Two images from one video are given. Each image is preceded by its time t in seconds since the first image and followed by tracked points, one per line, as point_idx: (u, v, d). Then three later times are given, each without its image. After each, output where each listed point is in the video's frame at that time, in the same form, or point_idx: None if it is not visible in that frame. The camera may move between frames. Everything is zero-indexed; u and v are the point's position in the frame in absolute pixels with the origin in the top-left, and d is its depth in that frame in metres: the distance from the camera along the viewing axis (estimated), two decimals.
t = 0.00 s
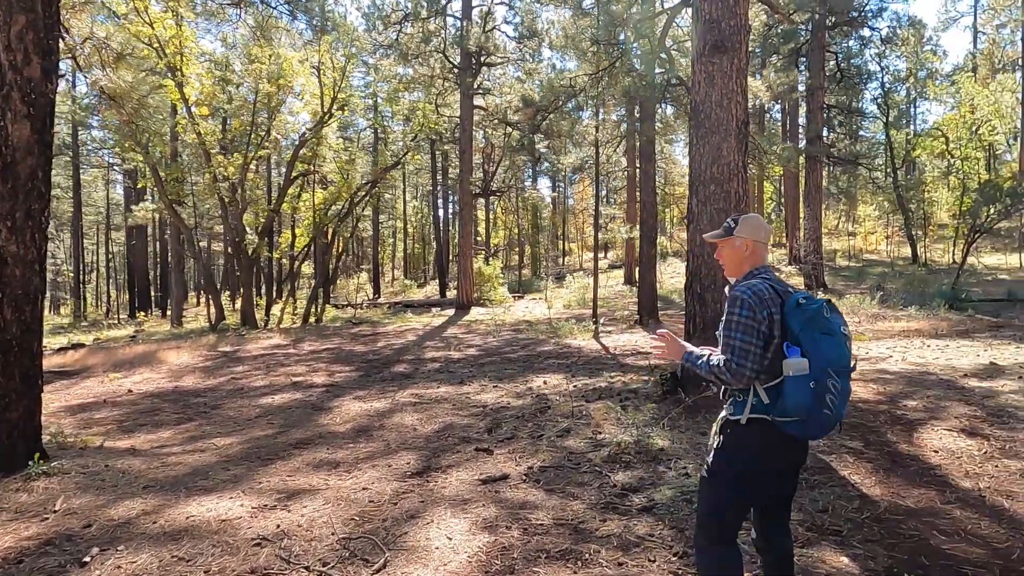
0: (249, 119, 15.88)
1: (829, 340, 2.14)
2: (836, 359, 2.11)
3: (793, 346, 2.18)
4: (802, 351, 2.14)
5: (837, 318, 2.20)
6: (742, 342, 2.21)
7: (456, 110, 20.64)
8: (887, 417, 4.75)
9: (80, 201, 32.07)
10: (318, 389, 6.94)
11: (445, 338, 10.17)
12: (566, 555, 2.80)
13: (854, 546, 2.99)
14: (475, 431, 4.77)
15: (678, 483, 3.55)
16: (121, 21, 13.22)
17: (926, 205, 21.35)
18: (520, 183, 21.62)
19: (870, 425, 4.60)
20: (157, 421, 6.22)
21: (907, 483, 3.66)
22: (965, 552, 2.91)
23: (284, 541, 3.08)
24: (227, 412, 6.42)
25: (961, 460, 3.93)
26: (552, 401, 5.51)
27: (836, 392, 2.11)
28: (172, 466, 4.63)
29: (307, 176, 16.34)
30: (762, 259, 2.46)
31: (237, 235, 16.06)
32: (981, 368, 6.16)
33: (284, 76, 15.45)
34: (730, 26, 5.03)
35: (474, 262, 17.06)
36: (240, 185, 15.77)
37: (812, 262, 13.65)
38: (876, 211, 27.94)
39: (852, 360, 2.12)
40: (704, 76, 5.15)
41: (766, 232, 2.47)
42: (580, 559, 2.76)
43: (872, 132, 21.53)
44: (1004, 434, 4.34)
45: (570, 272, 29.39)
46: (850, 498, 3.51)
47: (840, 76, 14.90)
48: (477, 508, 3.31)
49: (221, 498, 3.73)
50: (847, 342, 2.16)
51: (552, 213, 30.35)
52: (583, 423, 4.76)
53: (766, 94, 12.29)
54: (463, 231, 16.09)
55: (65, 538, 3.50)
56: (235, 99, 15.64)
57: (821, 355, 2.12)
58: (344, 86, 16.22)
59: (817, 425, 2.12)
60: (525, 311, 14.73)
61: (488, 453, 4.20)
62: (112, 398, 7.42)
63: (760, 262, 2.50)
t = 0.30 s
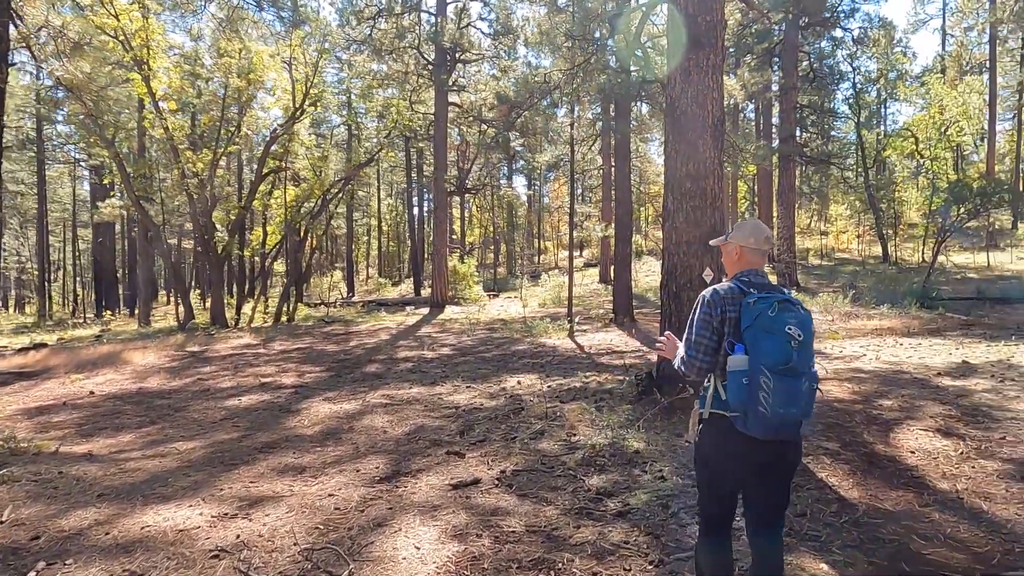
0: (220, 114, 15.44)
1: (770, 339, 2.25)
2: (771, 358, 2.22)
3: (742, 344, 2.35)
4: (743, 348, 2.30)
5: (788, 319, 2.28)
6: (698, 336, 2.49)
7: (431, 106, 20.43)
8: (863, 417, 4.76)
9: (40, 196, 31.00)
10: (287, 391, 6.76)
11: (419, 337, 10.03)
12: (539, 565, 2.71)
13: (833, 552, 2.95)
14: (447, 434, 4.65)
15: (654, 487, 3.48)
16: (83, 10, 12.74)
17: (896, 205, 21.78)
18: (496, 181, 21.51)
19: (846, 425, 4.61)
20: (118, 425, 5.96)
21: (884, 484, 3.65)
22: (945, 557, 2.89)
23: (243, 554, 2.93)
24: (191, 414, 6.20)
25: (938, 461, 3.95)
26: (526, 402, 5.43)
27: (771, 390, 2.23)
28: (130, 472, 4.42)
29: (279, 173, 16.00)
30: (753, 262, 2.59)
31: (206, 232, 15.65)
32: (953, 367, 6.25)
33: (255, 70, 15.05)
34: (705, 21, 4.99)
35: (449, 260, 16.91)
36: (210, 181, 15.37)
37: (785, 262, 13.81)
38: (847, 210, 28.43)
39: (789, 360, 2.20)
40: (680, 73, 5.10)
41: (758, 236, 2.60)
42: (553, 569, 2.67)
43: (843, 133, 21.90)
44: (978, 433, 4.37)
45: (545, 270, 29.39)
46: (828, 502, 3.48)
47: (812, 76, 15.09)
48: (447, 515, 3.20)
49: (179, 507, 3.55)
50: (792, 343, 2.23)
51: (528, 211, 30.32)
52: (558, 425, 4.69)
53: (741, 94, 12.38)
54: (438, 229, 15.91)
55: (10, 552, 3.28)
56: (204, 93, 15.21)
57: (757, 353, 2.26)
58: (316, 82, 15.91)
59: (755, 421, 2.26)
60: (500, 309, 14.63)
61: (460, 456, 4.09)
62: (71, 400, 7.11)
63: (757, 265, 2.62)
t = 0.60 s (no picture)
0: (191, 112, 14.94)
1: (718, 353, 2.38)
2: (717, 371, 2.36)
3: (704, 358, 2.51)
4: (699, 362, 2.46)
5: (737, 333, 2.35)
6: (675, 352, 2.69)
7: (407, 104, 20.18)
8: (843, 420, 4.75)
9: (1, 192, 29.95)
10: (255, 395, 6.54)
11: (394, 339, 9.85)
12: None
13: (818, 566, 2.90)
14: (420, 440, 4.52)
15: (632, 496, 3.40)
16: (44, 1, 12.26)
17: (868, 206, 22.17)
18: (473, 181, 21.36)
19: (826, 429, 4.59)
20: (77, 432, 5.69)
21: (866, 492, 3.62)
22: (931, 568, 2.85)
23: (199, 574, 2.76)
24: (155, 421, 5.95)
25: (920, 466, 3.94)
26: (501, 406, 5.31)
27: (719, 401, 2.38)
28: (86, 484, 4.19)
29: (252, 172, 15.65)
30: (730, 276, 2.66)
31: (175, 231, 15.21)
32: (931, 368, 6.31)
33: (227, 67, 14.62)
34: (683, 18, 4.96)
35: (426, 260, 16.71)
36: (180, 180, 14.94)
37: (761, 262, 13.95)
38: (820, 210, 28.88)
39: (731, 374, 2.32)
40: (657, 69, 5.04)
41: (735, 250, 2.66)
42: None
43: (817, 134, 22.23)
44: (958, 437, 4.38)
45: (522, 270, 29.31)
46: (811, 511, 3.44)
47: (788, 77, 15.25)
48: (417, 528, 3.07)
49: (132, 523, 3.35)
50: (738, 356, 2.33)
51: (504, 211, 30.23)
52: (533, 430, 4.59)
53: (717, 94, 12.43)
54: (414, 229, 15.71)
55: None
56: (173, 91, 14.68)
57: (707, 366, 2.41)
58: (289, 80, 15.58)
59: (711, 430, 2.44)
60: (476, 310, 14.51)
61: (431, 464, 3.96)
62: (28, 406, 6.79)
63: (739, 277, 2.67)
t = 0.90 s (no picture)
0: (156, 108, 14.50)
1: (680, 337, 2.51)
2: (676, 352, 2.51)
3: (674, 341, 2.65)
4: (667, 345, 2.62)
5: (697, 318, 2.48)
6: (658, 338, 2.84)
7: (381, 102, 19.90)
8: (820, 422, 4.70)
9: None
10: (216, 398, 6.27)
11: (365, 340, 9.62)
12: None
13: None
14: (383, 445, 4.34)
15: (603, 503, 3.27)
16: None
17: (841, 207, 22.48)
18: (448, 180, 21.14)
19: (803, 432, 4.53)
20: (23, 438, 5.37)
21: (846, 497, 3.55)
22: None
23: None
24: (107, 426, 5.65)
25: (899, 469, 3.89)
26: (470, 409, 5.15)
27: (679, 382, 2.52)
28: (25, 494, 3.92)
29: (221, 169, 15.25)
30: (712, 265, 2.74)
31: (140, 230, 14.71)
32: (905, 368, 6.33)
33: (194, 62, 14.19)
34: (657, 9, 4.89)
35: (400, 260, 16.46)
36: (145, 177, 14.46)
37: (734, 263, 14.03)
38: (793, 213, 29.29)
39: (684, 354, 2.46)
40: (630, 61, 4.94)
41: (715, 241, 2.74)
42: None
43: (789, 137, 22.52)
44: (936, 438, 4.35)
45: (497, 270, 29.17)
46: (788, 518, 3.35)
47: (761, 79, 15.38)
48: (374, 541, 2.90)
49: (67, 537, 3.12)
50: (695, 338, 2.46)
51: (479, 211, 30.06)
52: (502, 434, 4.44)
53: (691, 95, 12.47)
54: (387, 228, 15.46)
55: None
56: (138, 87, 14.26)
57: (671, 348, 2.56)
58: (258, 76, 15.23)
59: (676, 410, 2.57)
60: (451, 311, 14.34)
61: (393, 471, 3.79)
62: None
63: (721, 267, 2.75)
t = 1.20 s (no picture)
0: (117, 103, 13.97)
1: (671, 347, 2.41)
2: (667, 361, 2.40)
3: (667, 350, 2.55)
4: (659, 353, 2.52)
5: (689, 329, 2.38)
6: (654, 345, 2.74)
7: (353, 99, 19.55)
8: (798, 427, 4.63)
9: None
10: (172, 404, 5.98)
11: (334, 342, 9.36)
12: None
13: None
14: (343, 455, 4.14)
15: (571, 519, 3.12)
16: None
17: (813, 207, 22.81)
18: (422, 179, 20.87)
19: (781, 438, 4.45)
20: None
21: (827, 509, 3.47)
22: None
23: None
24: (54, 435, 5.33)
25: (879, 477, 3.83)
26: (437, 415, 4.97)
27: (667, 391, 2.42)
28: None
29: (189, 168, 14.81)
30: (710, 276, 2.62)
31: (100, 228, 14.17)
32: (881, 369, 6.33)
33: (157, 56, 13.67)
34: None
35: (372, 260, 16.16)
36: (107, 174, 13.94)
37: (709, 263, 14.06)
38: (765, 212, 29.65)
39: (674, 364, 2.36)
40: (601, 53, 4.82)
41: (715, 251, 2.63)
42: None
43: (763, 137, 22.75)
44: (916, 444, 4.30)
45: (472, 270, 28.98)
46: (767, 534, 3.24)
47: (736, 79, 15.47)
48: (323, 565, 2.72)
49: None
50: (686, 349, 2.35)
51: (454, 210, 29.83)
52: (468, 442, 4.27)
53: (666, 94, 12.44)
54: (360, 227, 15.15)
55: None
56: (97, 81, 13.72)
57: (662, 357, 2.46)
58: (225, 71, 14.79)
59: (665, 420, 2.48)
60: (424, 311, 14.12)
61: (350, 484, 3.60)
62: None
63: (722, 278, 2.63)
